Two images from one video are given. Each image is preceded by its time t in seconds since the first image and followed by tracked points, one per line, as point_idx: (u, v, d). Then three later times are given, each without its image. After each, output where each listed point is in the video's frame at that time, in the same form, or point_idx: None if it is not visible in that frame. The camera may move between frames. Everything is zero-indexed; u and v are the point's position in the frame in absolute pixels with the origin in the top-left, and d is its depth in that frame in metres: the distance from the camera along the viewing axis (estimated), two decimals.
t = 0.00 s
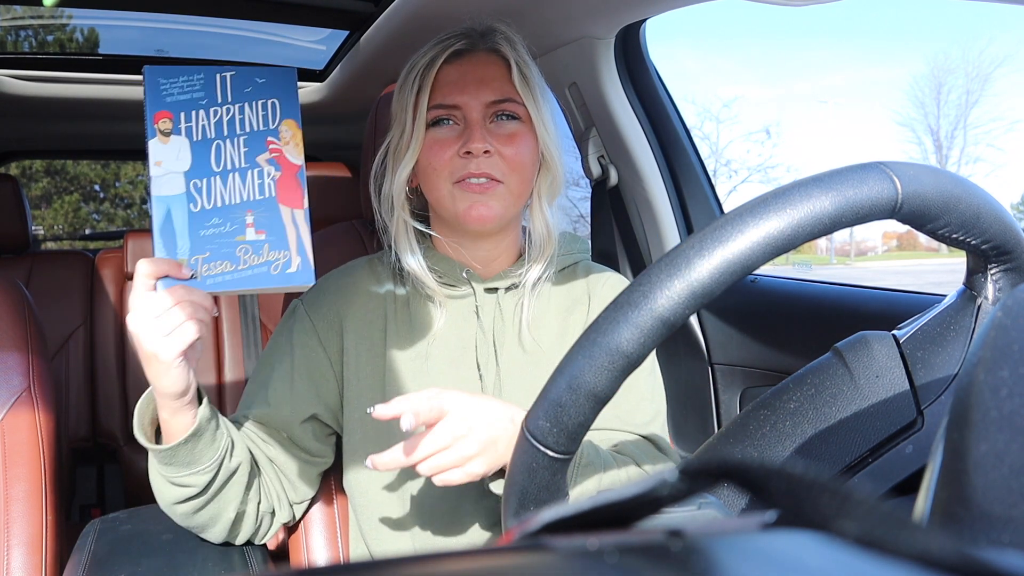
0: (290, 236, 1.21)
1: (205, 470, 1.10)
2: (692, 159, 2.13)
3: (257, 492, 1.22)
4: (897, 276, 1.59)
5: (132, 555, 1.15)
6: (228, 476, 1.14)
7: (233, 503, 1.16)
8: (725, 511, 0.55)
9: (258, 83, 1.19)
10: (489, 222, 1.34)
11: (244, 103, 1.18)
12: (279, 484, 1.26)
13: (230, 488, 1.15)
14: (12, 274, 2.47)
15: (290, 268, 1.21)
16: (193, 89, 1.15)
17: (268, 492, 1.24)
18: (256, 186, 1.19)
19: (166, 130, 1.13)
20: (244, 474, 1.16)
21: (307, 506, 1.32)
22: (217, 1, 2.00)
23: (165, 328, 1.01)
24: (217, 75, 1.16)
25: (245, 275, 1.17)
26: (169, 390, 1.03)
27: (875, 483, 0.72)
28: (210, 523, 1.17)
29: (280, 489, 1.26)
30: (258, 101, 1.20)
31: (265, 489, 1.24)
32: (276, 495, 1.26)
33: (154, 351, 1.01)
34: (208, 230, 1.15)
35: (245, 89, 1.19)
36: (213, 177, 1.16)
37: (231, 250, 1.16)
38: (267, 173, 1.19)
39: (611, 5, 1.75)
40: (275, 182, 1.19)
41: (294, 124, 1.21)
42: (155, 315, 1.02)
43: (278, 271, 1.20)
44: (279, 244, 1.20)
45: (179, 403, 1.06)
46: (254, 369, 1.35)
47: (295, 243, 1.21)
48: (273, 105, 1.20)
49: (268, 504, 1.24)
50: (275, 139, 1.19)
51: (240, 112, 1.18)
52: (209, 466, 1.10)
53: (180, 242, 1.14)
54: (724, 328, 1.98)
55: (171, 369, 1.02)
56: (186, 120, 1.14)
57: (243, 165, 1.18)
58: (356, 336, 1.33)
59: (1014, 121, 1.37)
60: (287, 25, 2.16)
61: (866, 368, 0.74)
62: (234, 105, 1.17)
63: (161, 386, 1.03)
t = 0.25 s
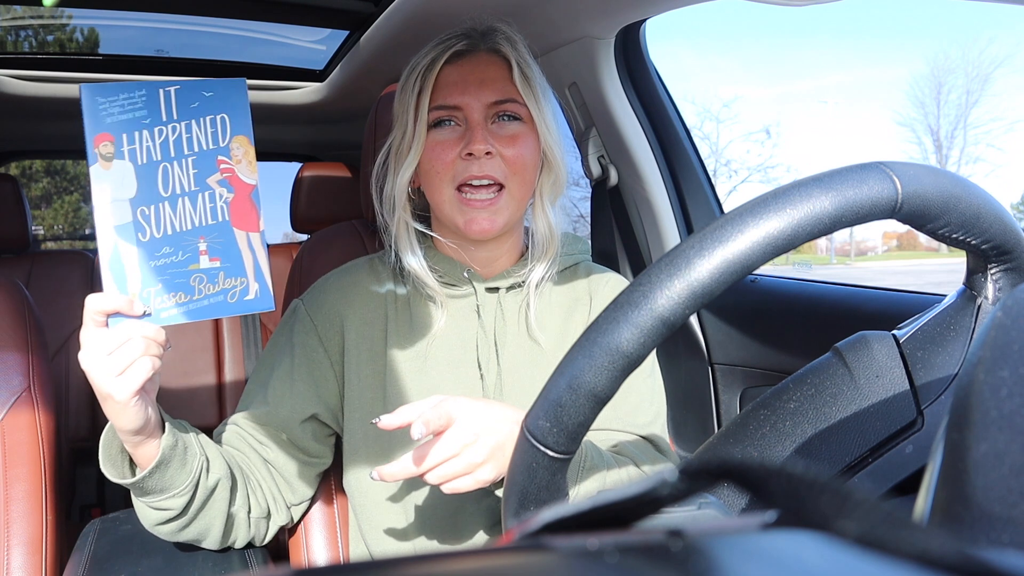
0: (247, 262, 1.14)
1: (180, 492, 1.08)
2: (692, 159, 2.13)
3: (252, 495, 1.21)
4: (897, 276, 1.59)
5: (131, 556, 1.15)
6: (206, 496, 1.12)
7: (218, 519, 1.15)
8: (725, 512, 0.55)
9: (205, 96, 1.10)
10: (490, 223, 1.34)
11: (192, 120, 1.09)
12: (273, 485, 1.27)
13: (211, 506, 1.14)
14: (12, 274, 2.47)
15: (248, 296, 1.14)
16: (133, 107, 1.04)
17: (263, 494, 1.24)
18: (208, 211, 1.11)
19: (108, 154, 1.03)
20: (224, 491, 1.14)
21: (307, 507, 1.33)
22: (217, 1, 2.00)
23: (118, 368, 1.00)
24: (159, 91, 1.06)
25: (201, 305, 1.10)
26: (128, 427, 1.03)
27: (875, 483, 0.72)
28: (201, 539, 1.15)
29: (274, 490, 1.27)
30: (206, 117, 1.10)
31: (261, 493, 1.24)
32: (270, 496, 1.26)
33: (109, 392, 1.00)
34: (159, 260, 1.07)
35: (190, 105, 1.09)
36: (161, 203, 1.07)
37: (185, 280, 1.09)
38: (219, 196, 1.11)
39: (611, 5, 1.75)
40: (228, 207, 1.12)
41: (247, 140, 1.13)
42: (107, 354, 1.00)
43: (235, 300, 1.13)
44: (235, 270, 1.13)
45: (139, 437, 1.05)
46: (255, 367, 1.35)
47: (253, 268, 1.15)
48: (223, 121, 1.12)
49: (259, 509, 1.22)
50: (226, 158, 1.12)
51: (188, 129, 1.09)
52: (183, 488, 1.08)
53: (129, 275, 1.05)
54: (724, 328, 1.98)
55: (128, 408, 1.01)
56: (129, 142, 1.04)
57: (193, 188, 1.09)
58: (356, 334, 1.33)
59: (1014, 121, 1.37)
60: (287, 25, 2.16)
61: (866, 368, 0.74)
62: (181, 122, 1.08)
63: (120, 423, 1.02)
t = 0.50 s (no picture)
0: (243, 262, 1.14)
1: (181, 491, 1.08)
2: (692, 159, 2.13)
3: (252, 495, 1.22)
4: (897, 276, 1.59)
5: (131, 556, 1.15)
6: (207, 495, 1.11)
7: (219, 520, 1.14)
8: (725, 512, 0.55)
9: (198, 95, 1.10)
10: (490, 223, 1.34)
11: (185, 119, 1.09)
12: (273, 485, 1.27)
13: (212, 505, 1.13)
14: (12, 275, 2.47)
15: (245, 297, 1.15)
16: (126, 107, 1.05)
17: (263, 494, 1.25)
18: (203, 212, 1.12)
19: (101, 156, 1.04)
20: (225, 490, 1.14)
21: (307, 507, 1.33)
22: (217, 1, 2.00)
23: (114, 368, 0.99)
24: (152, 90, 1.07)
25: (198, 307, 1.11)
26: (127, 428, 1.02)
27: (874, 483, 0.72)
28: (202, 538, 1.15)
29: (274, 490, 1.27)
30: (200, 116, 1.11)
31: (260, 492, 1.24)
32: (270, 496, 1.26)
33: (105, 393, 0.99)
34: (154, 261, 1.07)
35: (183, 103, 1.09)
36: (156, 204, 1.08)
37: (181, 282, 1.10)
38: (214, 197, 1.12)
39: (611, 5, 1.75)
40: (223, 207, 1.13)
41: (241, 139, 1.14)
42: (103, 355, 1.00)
43: (231, 301, 1.14)
44: (232, 271, 1.14)
45: (138, 438, 1.04)
46: (255, 367, 1.35)
47: (249, 270, 1.15)
48: (216, 120, 1.12)
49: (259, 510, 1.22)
50: (220, 158, 1.12)
51: (181, 128, 1.09)
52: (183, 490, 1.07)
53: (126, 277, 1.06)
54: (725, 328, 1.98)
55: (124, 409, 1.00)
56: (122, 143, 1.06)
57: (187, 189, 1.10)
58: (356, 334, 1.33)
59: (1014, 121, 1.37)
60: (287, 25, 2.16)
61: (866, 368, 0.74)
62: (174, 122, 1.09)
63: (118, 424, 1.01)
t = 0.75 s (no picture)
0: (276, 249, 1.17)
1: (197, 477, 1.10)
2: (692, 159, 2.13)
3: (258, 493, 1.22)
4: (897, 276, 1.59)
5: (131, 556, 1.15)
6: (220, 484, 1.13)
7: (228, 512, 1.16)
8: (725, 512, 0.55)
9: (243, 85, 1.12)
10: (489, 225, 1.34)
11: (229, 108, 1.11)
12: (278, 487, 1.26)
13: (224, 495, 1.15)
14: (11, 274, 2.47)
15: (276, 283, 1.18)
16: (174, 92, 1.07)
17: (267, 494, 1.23)
18: (240, 197, 1.13)
19: (146, 137, 1.06)
20: (237, 481, 1.16)
21: (307, 507, 1.32)
22: (217, 1, 2.00)
23: (145, 342, 1.03)
24: (199, 78, 1.09)
25: (229, 289, 1.13)
26: (154, 403, 1.05)
27: (874, 483, 0.72)
28: (207, 530, 1.16)
29: (279, 491, 1.26)
30: (244, 105, 1.12)
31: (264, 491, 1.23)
32: (275, 496, 1.25)
33: (135, 366, 1.02)
34: (191, 242, 1.10)
35: (229, 92, 1.11)
36: (196, 187, 1.10)
37: (215, 264, 1.12)
38: (252, 182, 1.14)
39: (611, 5, 1.75)
40: (260, 193, 1.14)
41: (282, 130, 1.16)
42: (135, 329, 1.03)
43: (263, 284, 1.17)
44: (264, 257, 1.16)
45: (164, 415, 1.07)
46: (255, 368, 1.35)
47: (281, 255, 1.18)
48: (259, 110, 1.14)
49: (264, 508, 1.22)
50: (261, 147, 1.14)
51: (224, 117, 1.11)
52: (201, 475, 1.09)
53: (162, 256, 1.09)
54: (724, 328, 1.98)
55: (154, 382, 1.03)
56: (168, 127, 1.07)
57: (227, 174, 1.12)
58: (356, 334, 1.33)
59: (1014, 121, 1.37)
60: (286, 25, 2.16)
61: (866, 369, 0.74)
62: (218, 110, 1.10)
63: (145, 399, 1.04)
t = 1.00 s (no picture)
0: (269, 254, 1.14)
1: (195, 486, 1.10)
2: (692, 159, 2.13)
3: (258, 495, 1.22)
4: (897, 276, 1.59)
5: (131, 556, 1.15)
6: (219, 491, 1.13)
7: (228, 517, 1.16)
8: (725, 512, 0.55)
9: (224, 87, 1.08)
10: (490, 226, 1.34)
11: (211, 111, 1.08)
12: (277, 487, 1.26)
13: (223, 502, 1.15)
14: (12, 274, 2.47)
15: (269, 289, 1.15)
16: (154, 98, 1.04)
17: (267, 496, 1.24)
18: (228, 203, 1.11)
19: (128, 147, 1.04)
20: (236, 488, 1.16)
21: (306, 507, 1.32)
22: (217, 2, 2.00)
23: (139, 359, 1.00)
24: (179, 81, 1.05)
25: (221, 298, 1.11)
26: (151, 417, 1.04)
27: (874, 483, 0.72)
28: (208, 535, 1.16)
29: (279, 492, 1.26)
30: (226, 108, 1.09)
31: (264, 493, 1.23)
32: (275, 498, 1.25)
33: (130, 383, 1.00)
34: (180, 252, 1.07)
35: (211, 95, 1.08)
36: (182, 195, 1.07)
37: (206, 273, 1.09)
38: (240, 187, 1.11)
39: (611, 5, 1.75)
40: (248, 198, 1.12)
41: (267, 131, 1.13)
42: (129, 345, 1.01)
43: (255, 292, 1.14)
44: (256, 263, 1.13)
45: (161, 428, 1.06)
46: (254, 368, 1.35)
47: (273, 261, 1.15)
48: (243, 112, 1.10)
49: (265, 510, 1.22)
50: (247, 150, 1.11)
51: (207, 120, 1.08)
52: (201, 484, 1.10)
53: (152, 267, 1.05)
54: (724, 328, 1.98)
55: (150, 399, 1.02)
56: (150, 135, 1.04)
57: (214, 180, 1.09)
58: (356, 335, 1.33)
59: (1014, 121, 1.37)
60: (287, 25, 2.16)
61: (866, 368, 0.74)
62: (201, 113, 1.07)
63: (143, 414, 1.03)
